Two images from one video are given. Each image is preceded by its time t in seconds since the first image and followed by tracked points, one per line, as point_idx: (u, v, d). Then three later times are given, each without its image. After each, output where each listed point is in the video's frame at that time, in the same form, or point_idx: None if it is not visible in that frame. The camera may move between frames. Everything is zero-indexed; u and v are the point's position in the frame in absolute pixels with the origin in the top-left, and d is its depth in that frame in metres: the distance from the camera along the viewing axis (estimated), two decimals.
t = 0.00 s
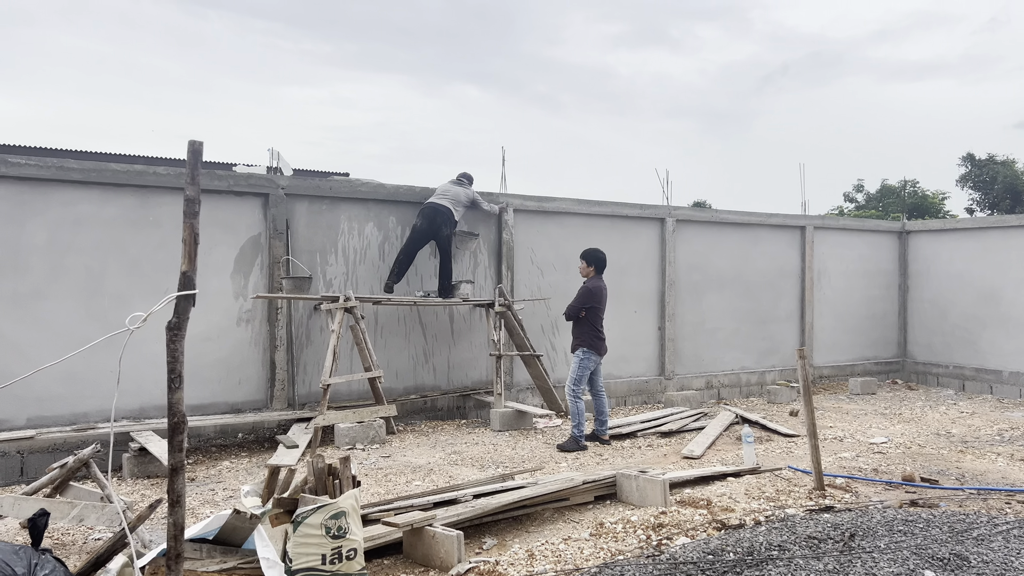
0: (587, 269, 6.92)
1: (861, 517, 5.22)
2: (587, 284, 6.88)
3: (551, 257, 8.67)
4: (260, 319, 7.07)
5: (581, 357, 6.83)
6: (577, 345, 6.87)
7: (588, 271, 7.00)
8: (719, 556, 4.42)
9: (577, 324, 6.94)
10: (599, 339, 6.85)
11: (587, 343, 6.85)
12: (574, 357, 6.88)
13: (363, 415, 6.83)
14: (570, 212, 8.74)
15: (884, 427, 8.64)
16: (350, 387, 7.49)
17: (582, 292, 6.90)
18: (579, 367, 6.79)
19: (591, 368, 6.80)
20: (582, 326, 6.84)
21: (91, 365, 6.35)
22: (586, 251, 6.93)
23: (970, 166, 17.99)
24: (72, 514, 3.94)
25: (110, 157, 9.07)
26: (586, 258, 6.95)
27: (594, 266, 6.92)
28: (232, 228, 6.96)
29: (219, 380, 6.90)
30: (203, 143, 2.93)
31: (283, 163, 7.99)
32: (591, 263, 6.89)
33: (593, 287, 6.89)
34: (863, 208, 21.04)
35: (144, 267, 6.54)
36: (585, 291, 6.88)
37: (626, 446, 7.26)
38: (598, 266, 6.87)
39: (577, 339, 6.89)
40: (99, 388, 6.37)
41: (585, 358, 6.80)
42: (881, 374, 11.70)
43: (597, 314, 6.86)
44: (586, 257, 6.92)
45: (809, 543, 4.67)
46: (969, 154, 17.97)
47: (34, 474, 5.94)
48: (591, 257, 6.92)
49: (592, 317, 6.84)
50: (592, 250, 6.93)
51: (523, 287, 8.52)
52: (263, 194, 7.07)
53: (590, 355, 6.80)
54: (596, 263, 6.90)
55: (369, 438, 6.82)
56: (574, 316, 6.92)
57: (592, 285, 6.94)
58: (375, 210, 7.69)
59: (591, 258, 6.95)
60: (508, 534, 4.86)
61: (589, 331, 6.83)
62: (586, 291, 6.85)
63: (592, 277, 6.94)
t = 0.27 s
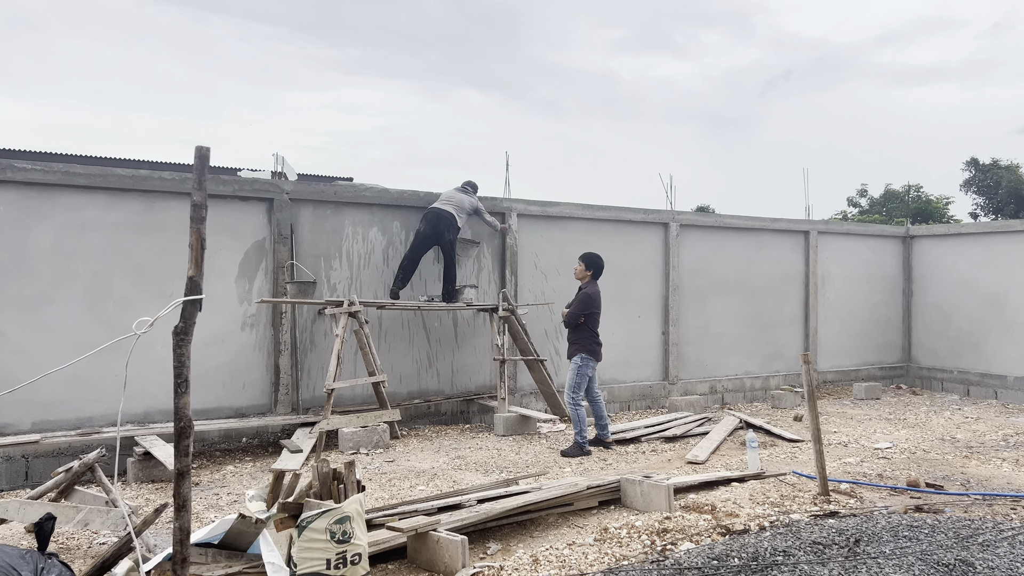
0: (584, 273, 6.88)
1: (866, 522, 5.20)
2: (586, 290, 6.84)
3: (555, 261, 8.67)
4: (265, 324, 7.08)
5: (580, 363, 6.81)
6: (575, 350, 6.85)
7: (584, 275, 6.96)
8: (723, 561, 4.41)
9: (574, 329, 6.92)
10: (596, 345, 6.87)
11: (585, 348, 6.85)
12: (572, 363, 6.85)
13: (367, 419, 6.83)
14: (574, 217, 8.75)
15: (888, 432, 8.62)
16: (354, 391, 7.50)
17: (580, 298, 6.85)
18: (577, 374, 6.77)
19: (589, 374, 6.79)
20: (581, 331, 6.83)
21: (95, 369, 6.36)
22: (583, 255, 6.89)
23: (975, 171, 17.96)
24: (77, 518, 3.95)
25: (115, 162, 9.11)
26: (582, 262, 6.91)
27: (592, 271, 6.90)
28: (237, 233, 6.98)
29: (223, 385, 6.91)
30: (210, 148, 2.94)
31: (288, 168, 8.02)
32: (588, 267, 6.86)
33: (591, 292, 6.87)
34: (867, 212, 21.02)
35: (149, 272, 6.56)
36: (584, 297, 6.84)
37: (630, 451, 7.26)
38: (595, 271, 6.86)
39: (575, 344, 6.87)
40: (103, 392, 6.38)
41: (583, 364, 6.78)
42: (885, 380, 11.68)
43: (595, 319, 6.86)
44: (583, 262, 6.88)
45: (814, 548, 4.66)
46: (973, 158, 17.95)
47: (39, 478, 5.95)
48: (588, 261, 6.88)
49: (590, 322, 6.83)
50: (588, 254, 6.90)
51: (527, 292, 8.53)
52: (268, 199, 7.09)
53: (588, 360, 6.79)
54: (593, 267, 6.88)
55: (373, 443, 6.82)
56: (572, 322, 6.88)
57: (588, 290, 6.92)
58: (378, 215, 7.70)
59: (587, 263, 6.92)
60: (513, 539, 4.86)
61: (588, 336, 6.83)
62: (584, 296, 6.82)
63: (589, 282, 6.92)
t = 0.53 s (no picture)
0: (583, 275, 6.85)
1: (872, 527, 5.19)
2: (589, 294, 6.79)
3: (559, 265, 8.68)
4: (270, 327, 7.10)
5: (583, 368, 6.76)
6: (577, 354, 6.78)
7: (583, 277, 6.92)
8: (729, 565, 4.40)
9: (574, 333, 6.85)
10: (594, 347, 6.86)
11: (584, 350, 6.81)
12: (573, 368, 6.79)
13: (372, 422, 6.84)
14: (579, 221, 8.76)
15: (894, 437, 8.59)
16: (359, 395, 7.51)
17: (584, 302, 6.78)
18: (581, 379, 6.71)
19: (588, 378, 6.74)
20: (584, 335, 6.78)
21: (101, 372, 6.38)
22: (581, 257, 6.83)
23: (980, 175, 17.92)
24: (83, 520, 3.96)
25: (121, 166, 9.15)
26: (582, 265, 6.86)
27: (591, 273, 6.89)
28: (242, 237, 7.00)
29: (229, 388, 6.93)
30: (217, 152, 2.96)
31: (293, 172, 8.04)
32: (586, 269, 6.86)
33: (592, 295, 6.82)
34: (872, 216, 20.99)
35: (155, 275, 6.58)
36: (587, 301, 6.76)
37: (635, 455, 7.25)
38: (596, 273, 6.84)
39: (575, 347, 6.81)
40: (109, 395, 6.40)
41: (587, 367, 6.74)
42: (891, 384, 11.65)
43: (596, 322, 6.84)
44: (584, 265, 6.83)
45: (820, 553, 4.65)
46: (978, 162, 17.92)
47: (45, 481, 5.97)
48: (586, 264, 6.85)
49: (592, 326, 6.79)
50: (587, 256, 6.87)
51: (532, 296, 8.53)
52: (273, 203, 7.11)
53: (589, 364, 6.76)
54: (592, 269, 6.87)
55: (378, 446, 6.82)
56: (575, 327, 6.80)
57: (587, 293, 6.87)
58: (384, 219, 7.72)
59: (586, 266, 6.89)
60: (518, 543, 4.86)
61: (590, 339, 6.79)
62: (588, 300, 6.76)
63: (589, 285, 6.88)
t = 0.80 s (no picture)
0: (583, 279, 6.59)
1: (879, 531, 5.17)
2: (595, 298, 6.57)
3: (565, 267, 8.68)
4: (277, 329, 7.12)
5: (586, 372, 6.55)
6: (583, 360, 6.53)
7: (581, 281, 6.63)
8: (736, 569, 4.39)
9: (577, 338, 6.59)
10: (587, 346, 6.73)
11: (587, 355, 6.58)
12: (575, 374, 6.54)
13: (378, 425, 6.85)
14: (585, 223, 8.75)
15: (901, 441, 8.56)
16: (365, 397, 7.52)
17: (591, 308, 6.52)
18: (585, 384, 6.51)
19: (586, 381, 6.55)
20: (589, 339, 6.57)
21: (109, 374, 6.41)
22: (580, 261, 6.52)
23: (988, 178, 17.86)
24: (92, 521, 3.98)
25: (130, 168, 9.20)
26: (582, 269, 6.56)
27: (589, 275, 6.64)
28: (249, 239, 7.02)
29: (236, 390, 6.95)
30: (227, 154, 2.98)
31: (300, 174, 8.07)
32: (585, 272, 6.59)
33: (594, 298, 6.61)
34: (879, 219, 20.95)
35: (162, 277, 6.61)
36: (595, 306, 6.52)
37: (641, 458, 7.24)
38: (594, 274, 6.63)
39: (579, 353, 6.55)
40: (117, 397, 6.42)
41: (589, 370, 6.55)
42: (898, 388, 11.61)
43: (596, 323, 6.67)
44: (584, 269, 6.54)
45: (827, 556, 4.64)
46: (986, 165, 17.85)
47: (53, 482, 5.99)
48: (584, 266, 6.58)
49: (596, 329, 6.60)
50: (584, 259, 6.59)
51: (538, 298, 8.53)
52: (280, 205, 7.13)
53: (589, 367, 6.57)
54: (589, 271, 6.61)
55: (384, 448, 6.83)
56: (581, 333, 6.54)
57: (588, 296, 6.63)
58: (390, 221, 7.74)
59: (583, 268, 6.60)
60: (524, 545, 4.85)
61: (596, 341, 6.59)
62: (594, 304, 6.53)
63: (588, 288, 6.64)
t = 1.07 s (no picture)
0: (573, 282, 6.45)
1: (888, 534, 5.15)
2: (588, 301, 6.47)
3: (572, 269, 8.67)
4: (284, 331, 7.14)
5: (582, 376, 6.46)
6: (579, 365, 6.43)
7: (570, 285, 6.46)
8: (743, 571, 4.38)
9: (572, 343, 6.46)
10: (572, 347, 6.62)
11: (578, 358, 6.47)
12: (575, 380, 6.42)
13: (385, 426, 6.86)
14: (592, 225, 8.75)
15: (909, 443, 8.51)
16: (372, 398, 7.53)
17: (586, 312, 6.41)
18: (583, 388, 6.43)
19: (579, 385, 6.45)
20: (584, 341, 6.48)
21: (118, 375, 6.44)
22: (571, 267, 6.35)
23: (997, 180, 17.76)
24: (100, 521, 4.00)
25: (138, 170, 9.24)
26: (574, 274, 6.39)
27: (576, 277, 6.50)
28: (257, 241, 7.05)
29: (243, 391, 6.97)
30: (235, 157, 2.99)
31: (308, 176, 8.10)
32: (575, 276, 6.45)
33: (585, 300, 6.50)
34: (887, 221, 20.86)
35: (170, 278, 6.64)
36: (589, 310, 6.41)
37: (648, 460, 7.22)
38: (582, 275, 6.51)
39: (574, 357, 6.44)
40: (125, 398, 6.45)
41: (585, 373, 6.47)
42: (906, 390, 11.55)
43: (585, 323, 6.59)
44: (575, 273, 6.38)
45: (835, 559, 4.62)
46: (995, 167, 17.76)
47: (62, 482, 6.02)
48: (572, 270, 6.41)
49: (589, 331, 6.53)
50: (571, 263, 6.42)
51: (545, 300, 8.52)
52: (288, 207, 7.16)
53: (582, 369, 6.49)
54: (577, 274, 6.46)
55: (391, 449, 6.83)
56: (577, 338, 6.42)
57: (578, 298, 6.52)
58: (397, 223, 7.75)
59: (570, 272, 6.44)
60: (531, 547, 4.85)
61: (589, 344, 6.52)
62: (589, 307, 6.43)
63: (578, 290, 6.52)
